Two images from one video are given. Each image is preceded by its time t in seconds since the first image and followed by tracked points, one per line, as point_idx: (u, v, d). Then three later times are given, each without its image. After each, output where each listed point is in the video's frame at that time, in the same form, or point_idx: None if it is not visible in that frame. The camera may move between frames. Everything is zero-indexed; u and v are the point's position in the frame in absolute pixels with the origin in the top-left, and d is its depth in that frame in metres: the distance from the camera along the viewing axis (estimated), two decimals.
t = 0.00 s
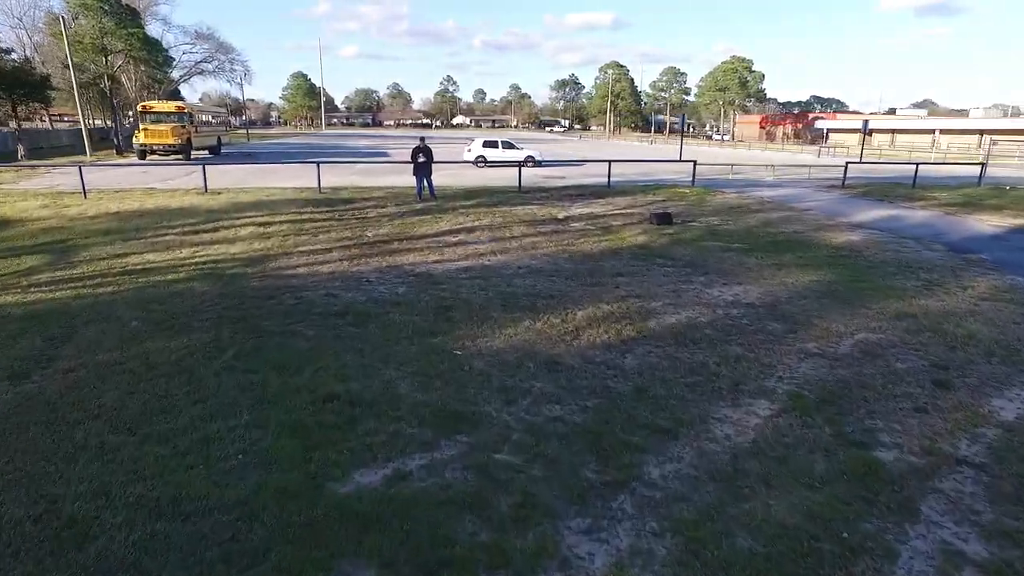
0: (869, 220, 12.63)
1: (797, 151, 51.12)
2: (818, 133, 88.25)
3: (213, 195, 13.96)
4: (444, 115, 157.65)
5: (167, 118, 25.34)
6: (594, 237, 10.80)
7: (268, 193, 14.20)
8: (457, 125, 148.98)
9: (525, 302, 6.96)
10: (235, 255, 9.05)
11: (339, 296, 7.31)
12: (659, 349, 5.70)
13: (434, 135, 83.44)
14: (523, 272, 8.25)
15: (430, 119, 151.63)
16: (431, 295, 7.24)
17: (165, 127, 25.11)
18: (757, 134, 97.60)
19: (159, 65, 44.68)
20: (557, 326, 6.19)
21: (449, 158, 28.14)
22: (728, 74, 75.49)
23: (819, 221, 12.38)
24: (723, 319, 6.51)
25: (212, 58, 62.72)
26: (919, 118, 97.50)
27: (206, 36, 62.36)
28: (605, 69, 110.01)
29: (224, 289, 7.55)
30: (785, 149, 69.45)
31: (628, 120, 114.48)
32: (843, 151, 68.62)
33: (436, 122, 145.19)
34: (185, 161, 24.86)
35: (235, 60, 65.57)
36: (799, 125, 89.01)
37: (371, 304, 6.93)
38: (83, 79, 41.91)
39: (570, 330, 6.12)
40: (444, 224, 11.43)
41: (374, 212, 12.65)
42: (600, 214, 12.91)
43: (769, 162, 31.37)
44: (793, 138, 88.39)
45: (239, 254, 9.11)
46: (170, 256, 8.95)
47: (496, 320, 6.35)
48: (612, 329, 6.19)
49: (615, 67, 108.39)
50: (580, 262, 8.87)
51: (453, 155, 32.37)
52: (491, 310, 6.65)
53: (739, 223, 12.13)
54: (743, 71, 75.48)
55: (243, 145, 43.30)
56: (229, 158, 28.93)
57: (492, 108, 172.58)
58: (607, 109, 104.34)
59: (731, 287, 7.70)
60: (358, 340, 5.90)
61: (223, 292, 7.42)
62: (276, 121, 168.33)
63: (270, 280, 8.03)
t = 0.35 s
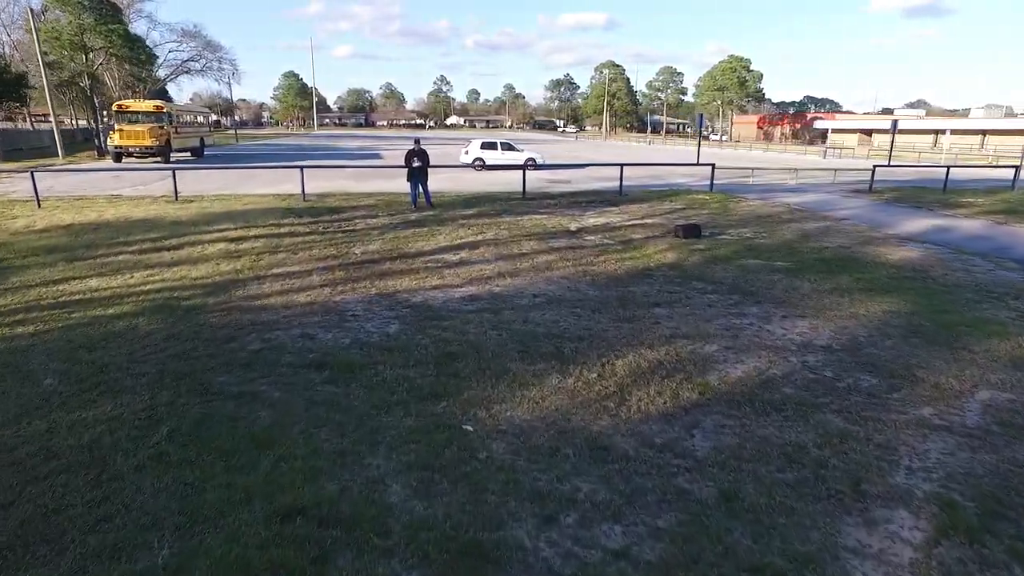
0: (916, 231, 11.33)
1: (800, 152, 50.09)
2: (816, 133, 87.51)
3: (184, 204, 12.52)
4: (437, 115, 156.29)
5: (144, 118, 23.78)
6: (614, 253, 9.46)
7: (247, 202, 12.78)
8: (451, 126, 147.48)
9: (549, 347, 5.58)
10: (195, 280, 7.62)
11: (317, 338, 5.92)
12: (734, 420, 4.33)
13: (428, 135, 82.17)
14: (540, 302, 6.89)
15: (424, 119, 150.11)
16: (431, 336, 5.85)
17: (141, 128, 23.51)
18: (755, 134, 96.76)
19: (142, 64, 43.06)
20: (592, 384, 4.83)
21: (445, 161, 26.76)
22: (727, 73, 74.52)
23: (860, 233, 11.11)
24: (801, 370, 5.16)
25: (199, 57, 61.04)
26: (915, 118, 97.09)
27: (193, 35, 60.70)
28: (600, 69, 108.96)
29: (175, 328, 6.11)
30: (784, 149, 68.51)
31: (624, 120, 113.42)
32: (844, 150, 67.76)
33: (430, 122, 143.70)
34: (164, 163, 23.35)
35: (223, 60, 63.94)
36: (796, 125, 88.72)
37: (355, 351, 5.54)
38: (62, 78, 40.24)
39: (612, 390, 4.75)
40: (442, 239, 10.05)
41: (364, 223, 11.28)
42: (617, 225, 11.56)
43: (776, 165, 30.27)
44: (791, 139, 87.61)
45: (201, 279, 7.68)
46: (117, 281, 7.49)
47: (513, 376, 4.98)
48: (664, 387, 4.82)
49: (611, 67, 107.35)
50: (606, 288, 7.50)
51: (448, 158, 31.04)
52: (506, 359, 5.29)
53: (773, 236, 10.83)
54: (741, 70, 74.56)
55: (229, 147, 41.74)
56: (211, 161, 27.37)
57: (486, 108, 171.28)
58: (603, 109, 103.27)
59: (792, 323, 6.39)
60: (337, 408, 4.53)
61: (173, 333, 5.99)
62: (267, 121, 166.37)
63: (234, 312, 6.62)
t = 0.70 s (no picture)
0: (977, 249, 10.00)
1: (806, 155, 49.03)
2: (818, 134, 86.59)
3: (149, 218, 11.09)
4: (433, 116, 154.79)
5: (120, 119, 22.25)
6: (643, 281, 8.07)
7: (220, 215, 11.36)
8: (447, 126, 145.99)
9: (588, 431, 4.19)
10: (137, 323, 6.20)
11: (281, 414, 4.52)
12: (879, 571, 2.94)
13: (425, 135, 80.75)
14: (565, 356, 5.50)
15: (420, 119, 148.68)
16: (431, 413, 4.47)
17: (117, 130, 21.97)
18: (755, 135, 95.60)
19: (127, 62, 41.46)
20: (655, 502, 3.44)
21: (442, 165, 25.37)
22: (729, 73, 73.47)
23: (916, 252, 9.77)
24: (936, 471, 3.76)
25: (189, 55, 59.51)
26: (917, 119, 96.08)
27: (183, 32, 59.04)
28: (599, 69, 107.92)
29: (93, 397, 4.69)
30: (787, 151, 67.35)
31: (622, 120, 112.13)
32: (848, 152, 66.63)
33: (426, 122, 142.30)
34: (142, 168, 21.85)
35: (214, 59, 62.30)
36: (797, 125, 87.89)
37: (328, 440, 4.14)
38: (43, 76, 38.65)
39: (687, 512, 3.35)
40: (441, 264, 8.64)
41: (352, 242, 9.86)
42: (639, 244, 10.17)
43: (788, 171, 28.91)
44: (792, 140, 86.65)
45: (145, 321, 6.24)
46: (40, 324, 6.07)
47: (542, 485, 3.59)
48: (758, 504, 3.43)
49: (609, 66, 106.21)
50: (642, 333, 6.13)
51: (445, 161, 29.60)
52: (530, 454, 3.90)
53: (819, 257, 9.47)
54: (743, 70, 73.30)
55: (218, 149, 40.19)
56: (195, 165, 25.85)
57: (483, 108, 169.85)
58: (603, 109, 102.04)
59: (888, 385, 5.02)
60: (293, 548, 3.12)
61: (89, 404, 4.56)
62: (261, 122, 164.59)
63: (177, 372, 5.19)
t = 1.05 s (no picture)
0: None
1: (813, 159, 47.87)
2: (821, 136, 85.48)
3: (103, 243, 9.66)
4: (431, 116, 153.44)
5: (95, 124, 20.80)
6: (682, 331, 6.65)
7: (186, 240, 9.94)
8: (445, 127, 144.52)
9: None
10: (42, 403, 4.76)
11: None
12: None
13: (422, 137, 79.33)
14: (604, 464, 4.08)
15: (418, 120, 147.34)
16: None
17: (91, 136, 20.49)
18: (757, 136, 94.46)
19: (113, 63, 39.97)
20: None
21: (440, 173, 24.00)
22: (732, 74, 72.28)
23: (990, 286, 8.40)
24: None
25: (180, 56, 58.06)
26: (921, 120, 95.05)
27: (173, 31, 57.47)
28: (599, 69, 106.76)
29: None
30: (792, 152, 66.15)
31: (622, 121, 110.81)
32: (853, 154, 65.46)
33: (424, 123, 141.01)
34: (119, 178, 20.39)
35: (206, 59, 60.76)
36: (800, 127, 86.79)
37: None
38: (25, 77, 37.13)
39: None
40: (437, 307, 7.23)
41: (335, 275, 8.45)
42: (667, 276, 8.77)
43: (803, 177, 27.55)
44: (795, 142, 85.52)
45: (52, 402, 4.78)
46: None
47: None
48: None
49: (610, 67, 105.05)
50: (698, 420, 4.73)
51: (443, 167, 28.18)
52: None
53: (882, 293, 8.06)
54: (745, 70, 72.07)
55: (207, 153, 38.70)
56: (177, 171, 24.36)
57: (481, 108, 168.37)
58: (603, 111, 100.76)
59: None
60: None
61: None
62: (257, 123, 162.96)
63: (71, 494, 3.71)
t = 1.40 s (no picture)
0: None
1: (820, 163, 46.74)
2: (824, 137, 84.40)
3: (38, 281, 8.22)
4: (429, 117, 152.07)
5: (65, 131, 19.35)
6: (740, 416, 5.19)
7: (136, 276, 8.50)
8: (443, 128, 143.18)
9: None
10: None
11: None
12: None
13: (419, 140, 77.98)
14: None
15: (416, 121, 146.04)
16: None
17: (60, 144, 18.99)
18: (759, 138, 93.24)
19: (98, 65, 38.54)
20: None
21: (436, 183, 22.61)
22: (736, 75, 71.19)
23: None
24: None
25: (172, 57, 56.67)
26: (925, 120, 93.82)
27: (163, 32, 55.94)
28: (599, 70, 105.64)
29: None
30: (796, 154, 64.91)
31: (623, 122, 109.75)
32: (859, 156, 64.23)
33: (422, 125, 139.81)
34: (90, 190, 18.96)
35: (198, 60, 59.24)
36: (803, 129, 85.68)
37: None
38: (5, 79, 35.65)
39: None
40: (428, 378, 5.77)
41: (306, 328, 6.98)
42: (705, 326, 7.33)
43: (818, 183, 26.18)
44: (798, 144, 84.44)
45: None
46: None
47: None
48: None
49: (610, 68, 103.95)
50: None
51: (439, 174, 26.78)
52: None
53: (968, 348, 6.65)
54: (749, 72, 71.02)
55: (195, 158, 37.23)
56: (157, 181, 22.90)
57: (480, 109, 167.03)
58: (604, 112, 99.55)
59: None
60: None
61: None
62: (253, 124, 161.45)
63: None
